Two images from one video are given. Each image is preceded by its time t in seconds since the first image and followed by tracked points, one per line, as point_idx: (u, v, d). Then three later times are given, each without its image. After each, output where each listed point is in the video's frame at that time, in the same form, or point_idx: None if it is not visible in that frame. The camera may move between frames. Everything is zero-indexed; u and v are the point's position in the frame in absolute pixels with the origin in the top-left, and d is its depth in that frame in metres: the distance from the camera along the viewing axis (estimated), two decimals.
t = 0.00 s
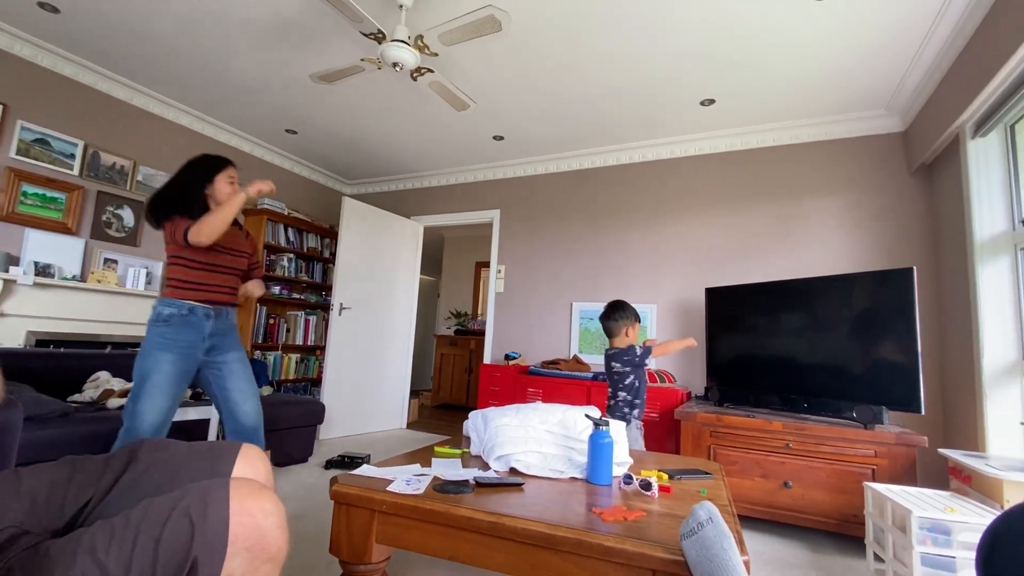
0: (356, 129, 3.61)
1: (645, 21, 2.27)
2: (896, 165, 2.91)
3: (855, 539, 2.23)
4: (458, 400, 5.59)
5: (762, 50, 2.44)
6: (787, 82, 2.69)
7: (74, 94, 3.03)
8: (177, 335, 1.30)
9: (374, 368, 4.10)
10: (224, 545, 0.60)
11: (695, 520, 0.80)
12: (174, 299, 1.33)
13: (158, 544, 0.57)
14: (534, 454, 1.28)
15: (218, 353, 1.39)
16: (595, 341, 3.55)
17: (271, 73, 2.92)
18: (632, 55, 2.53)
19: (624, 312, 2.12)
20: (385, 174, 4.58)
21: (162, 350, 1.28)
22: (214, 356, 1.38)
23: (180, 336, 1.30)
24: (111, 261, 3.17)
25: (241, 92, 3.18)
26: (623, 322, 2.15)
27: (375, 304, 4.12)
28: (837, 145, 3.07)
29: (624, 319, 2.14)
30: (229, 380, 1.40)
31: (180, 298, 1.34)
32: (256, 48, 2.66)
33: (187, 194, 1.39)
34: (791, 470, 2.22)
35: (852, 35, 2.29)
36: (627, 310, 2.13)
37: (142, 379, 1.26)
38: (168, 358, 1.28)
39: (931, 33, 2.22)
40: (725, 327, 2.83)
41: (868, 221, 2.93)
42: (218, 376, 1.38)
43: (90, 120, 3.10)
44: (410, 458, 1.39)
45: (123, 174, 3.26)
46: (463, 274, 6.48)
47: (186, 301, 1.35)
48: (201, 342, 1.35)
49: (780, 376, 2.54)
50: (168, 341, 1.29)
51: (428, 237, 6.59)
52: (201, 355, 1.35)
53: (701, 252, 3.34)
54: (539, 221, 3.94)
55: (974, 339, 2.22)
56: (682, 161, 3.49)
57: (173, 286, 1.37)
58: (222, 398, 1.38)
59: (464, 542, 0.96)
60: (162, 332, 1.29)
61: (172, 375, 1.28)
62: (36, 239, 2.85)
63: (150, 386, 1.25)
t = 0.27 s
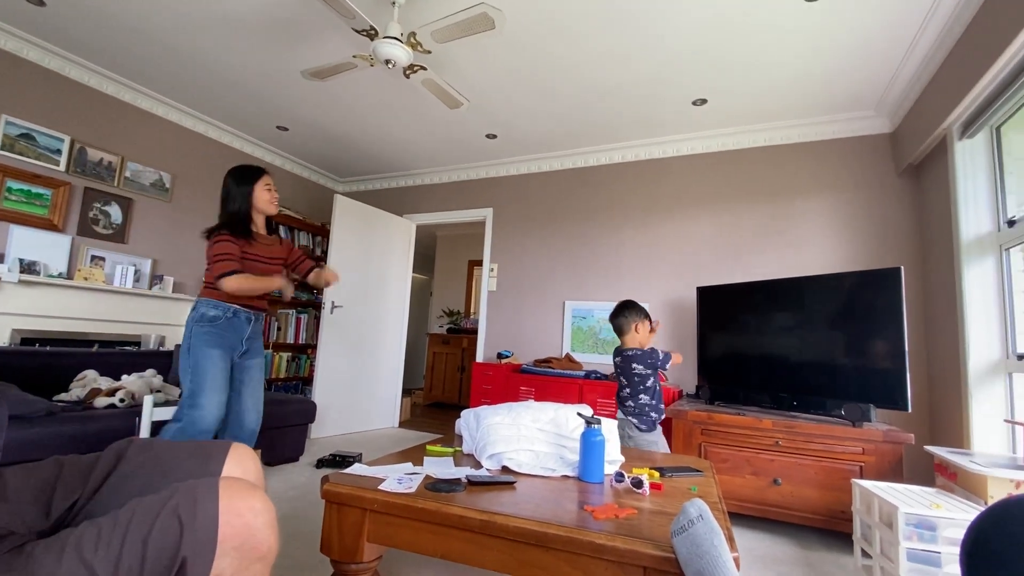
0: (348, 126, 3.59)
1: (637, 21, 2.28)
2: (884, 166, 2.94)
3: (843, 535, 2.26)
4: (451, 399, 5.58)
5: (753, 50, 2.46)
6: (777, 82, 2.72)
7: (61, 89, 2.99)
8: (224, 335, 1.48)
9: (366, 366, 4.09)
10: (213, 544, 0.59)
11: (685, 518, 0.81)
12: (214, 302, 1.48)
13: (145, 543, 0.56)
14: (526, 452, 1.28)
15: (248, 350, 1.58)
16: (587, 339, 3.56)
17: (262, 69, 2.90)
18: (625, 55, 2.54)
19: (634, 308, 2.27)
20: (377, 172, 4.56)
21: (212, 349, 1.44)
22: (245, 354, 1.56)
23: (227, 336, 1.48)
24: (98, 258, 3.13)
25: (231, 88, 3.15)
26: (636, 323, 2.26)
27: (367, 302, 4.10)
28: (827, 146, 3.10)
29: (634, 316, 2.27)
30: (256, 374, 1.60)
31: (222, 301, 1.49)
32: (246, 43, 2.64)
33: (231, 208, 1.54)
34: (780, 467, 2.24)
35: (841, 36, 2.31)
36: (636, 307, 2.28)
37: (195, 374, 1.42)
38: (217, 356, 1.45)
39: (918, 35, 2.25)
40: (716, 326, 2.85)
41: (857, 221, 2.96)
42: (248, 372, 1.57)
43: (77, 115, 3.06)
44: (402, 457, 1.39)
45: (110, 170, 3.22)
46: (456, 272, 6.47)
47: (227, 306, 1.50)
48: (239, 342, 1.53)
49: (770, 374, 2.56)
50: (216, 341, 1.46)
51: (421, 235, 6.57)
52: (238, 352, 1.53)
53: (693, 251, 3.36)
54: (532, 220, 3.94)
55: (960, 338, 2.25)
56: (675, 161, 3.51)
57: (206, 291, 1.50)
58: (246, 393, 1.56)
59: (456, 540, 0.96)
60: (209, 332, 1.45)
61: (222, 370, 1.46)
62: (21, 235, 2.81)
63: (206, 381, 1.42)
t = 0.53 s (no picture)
0: (337, 121, 3.55)
1: (628, 19, 2.28)
2: (870, 166, 2.98)
3: (826, 530, 2.29)
4: (440, 396, 5.57)
5: (742, 50, 2.47)
6: (766, 82, 2.74)
7: (41, 80, 2.92)
8: (243, 339, 1.43)
9: (355, 363, 4.06)
10: (197, 544, 0.58)
11: (672, 514, 0.81)
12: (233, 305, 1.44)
13: (127, 544, 0.55)
14: (515, 449, 1.29)
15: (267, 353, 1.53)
16: (576, 336, 3.57)
17: (249, 63, 2.86)
18: (616, 53, 2.54)
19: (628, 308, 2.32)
20: (366, 167, 4.52)
21: (235, 352, 1.41)
22: (264, 357, 1.52)
23: (246, 340, 1.44)
24: (80, 253, 3.07)
25: (218, 81, 3.10)
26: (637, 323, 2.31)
27: (356, 299, 4.07)
28: (814, 145, 3.13)
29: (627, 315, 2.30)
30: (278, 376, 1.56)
31: (241, 305, 1.45)
32: (233, 36, 2.60)
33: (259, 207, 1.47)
34: (766, 463, 2.27)
35: (829, 37, 2.34)
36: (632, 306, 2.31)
37: (221, 381, 1.38)
38: (240, 363, 1.42)
39: (905, 37, 2.28)
40: (704, 323, 2.87)
41: (843, 220, 3.00)
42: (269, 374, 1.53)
43: (58, 107, 2.99)
44: (390, 454, 1.38)
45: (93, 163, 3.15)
46: (446, 269, 6.44)
47: (246, 309, 1.46)
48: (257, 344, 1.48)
49: (757, 371, 2.59)
50: (237, 345, 1.42)
51: (410, 232, 6.53)
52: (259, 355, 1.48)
53: (682, 249, 3.38)
54: (522, 217, 3.94)
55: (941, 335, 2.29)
56: (664, 159, 3.53)
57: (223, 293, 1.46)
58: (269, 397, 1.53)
59: (444, 538, 0.96)
60: (230, 337, 1.41)
61: (246, 375, 1.43)
62: None
63: (232, 387, 1.39)
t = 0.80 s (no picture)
0: (329, 116, 3.52)
1: (622, 17, 2.28)
2: (860, 166, 3.00)
3: (815, 527, 2.31)
4: (433, 394, 5.55)
5: (735, 49, 2.48)
6: (759, 81, 2.75)
7: (27, 71, 2.87)
8: (268, 339, 1.60)
9: (347, 360, 4.04)
10: (181, 542, 0.57)
11: (660, 511, 0.82)
12: (258, 305, 1.59)
13: (109, 543, 0.55)
14: (506, 447, 1.29)
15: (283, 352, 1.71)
16: (569, 334, 3.57)
17: (240, 56, 2.82)
18: (610, 51, 2.54)
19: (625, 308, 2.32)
20: (359, 163, 4.49)
21: (263, 352, 1.58)
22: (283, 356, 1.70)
23: (271, 340, 1.61)
24: (67, 248, 3.03)
25: (208, 74, 3.06)
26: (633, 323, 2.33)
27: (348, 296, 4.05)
28: (805, 145, 3.15)
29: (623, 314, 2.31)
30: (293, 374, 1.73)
31: (264, 305, 1.61)
32: (224, 29, 2.56)
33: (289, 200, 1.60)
34: (756, 460, 2.29)
35: (821, 38, 2.35)
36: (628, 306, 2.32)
37: (252, 381, 1.54)
38: (267, 359, 1.59)
39: (896, 38, 2.30)
40: (695, 321, 2.89)
41: (833, 219, 3.03)
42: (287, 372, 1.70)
43: (44, 99, 2.94)
44: (380, 452, 1.37)
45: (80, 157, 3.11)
46: (438, 266, 6.42)
47: (270, 307, 1.63)
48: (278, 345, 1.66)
49: (747, 369, 2.61)
50: (264, 346, 1.59)
51: (403, 229, 6.50)
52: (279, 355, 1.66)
53: (674, 247, 3.39)
54: (515, 214, 3.93)
55: (928, 334, 2.32)
56: (658, 157, 3.53)
57: (247, 292, 1.60)
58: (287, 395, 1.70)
59: (433, 536, 0.95)
60: (258, 336, 1.57)
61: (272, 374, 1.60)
62: None
63: (262, 386, 1.55)
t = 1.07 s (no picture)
0: (321, 110, 3.48)
1: (616, 14, 2.28)
2: (851, 165, 3.03)
3: (803, 523, 2.34)
4: (425, 391, 5.54)
5: (729, 48, 2.48)
6: (751, 81, 2.76)
7: (11, 62, 2.81)
8: (293, 333, 1.62)
9: (338, 357, 4.02)
10: (165, 541, 0.56)
11: (651, 509, 0.81)
12: (279, 302, 1.60)
13: (91, 543, 0.54)
14: (497, 444, 1.28)
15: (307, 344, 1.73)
16: (561, 331, 3.58)
17: (230, 49, 2.78)
18: (604, 48, 2.54)
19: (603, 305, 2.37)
20: (351, 158, 4.45)
21: (292, 347, 1.60)
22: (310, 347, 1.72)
23: (296, 334, 1.63)
24: (52, 242, 2.98)
25: (198, 67, 3.02)
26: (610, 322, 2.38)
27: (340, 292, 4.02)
28: (797, 144, 3.17)
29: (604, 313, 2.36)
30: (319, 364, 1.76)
31: (287, 302, 1.61)
32: (214, 21, 2.53)
33: (304, 199, 1.63)
34: (745, 457, 2.30)
35: (814, 38, 2.36)
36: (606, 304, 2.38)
37: (288, 374, 1.56)
38: (296, 353, 1.61)
39: (887, 39, 2.32)
40: (687, 319, 2.90)
41: (824, 219, 3.05)
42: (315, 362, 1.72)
43: (29, 90, 2.88)
44: (371, 449, 1.37)
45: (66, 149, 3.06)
46: (431, 263, 6.40)
47: (292, 305, 1.63)
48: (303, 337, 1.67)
49: (737, 367, 2.62)
50: (290, 341, 1.60)
51: (396, 225, 6.47)
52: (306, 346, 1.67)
53: (666, 246, 3.40)
54: (508, 211, 3.92)
55: (916, 333, 2.35)
56: (651, 155, 3.54)
57: (267, 289, 1.60)
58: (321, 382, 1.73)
59: (424, 534, 0.95)
60: (285, 333, 1.59)
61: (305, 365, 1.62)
62: None
63: (298, 377, 1.58)
